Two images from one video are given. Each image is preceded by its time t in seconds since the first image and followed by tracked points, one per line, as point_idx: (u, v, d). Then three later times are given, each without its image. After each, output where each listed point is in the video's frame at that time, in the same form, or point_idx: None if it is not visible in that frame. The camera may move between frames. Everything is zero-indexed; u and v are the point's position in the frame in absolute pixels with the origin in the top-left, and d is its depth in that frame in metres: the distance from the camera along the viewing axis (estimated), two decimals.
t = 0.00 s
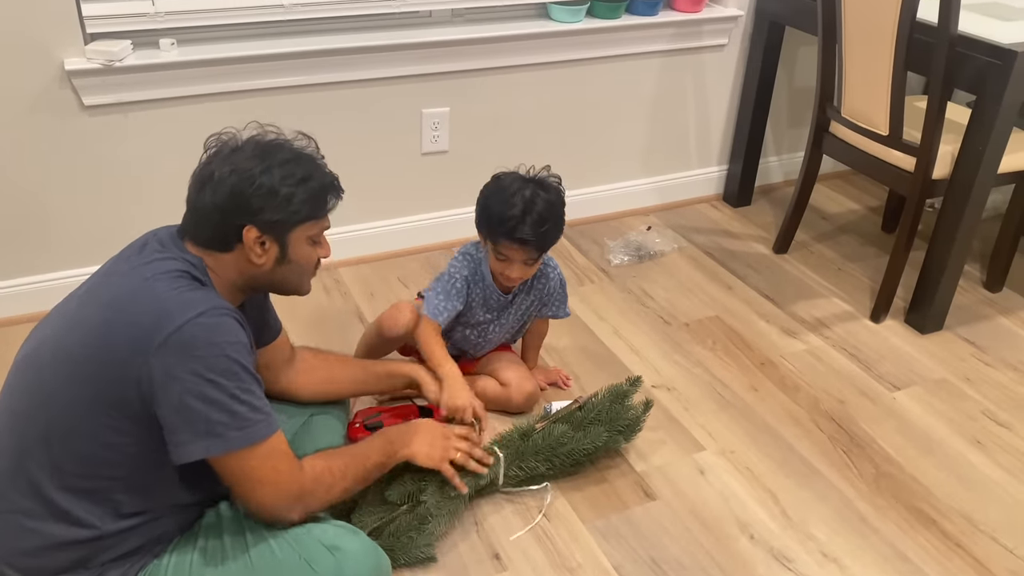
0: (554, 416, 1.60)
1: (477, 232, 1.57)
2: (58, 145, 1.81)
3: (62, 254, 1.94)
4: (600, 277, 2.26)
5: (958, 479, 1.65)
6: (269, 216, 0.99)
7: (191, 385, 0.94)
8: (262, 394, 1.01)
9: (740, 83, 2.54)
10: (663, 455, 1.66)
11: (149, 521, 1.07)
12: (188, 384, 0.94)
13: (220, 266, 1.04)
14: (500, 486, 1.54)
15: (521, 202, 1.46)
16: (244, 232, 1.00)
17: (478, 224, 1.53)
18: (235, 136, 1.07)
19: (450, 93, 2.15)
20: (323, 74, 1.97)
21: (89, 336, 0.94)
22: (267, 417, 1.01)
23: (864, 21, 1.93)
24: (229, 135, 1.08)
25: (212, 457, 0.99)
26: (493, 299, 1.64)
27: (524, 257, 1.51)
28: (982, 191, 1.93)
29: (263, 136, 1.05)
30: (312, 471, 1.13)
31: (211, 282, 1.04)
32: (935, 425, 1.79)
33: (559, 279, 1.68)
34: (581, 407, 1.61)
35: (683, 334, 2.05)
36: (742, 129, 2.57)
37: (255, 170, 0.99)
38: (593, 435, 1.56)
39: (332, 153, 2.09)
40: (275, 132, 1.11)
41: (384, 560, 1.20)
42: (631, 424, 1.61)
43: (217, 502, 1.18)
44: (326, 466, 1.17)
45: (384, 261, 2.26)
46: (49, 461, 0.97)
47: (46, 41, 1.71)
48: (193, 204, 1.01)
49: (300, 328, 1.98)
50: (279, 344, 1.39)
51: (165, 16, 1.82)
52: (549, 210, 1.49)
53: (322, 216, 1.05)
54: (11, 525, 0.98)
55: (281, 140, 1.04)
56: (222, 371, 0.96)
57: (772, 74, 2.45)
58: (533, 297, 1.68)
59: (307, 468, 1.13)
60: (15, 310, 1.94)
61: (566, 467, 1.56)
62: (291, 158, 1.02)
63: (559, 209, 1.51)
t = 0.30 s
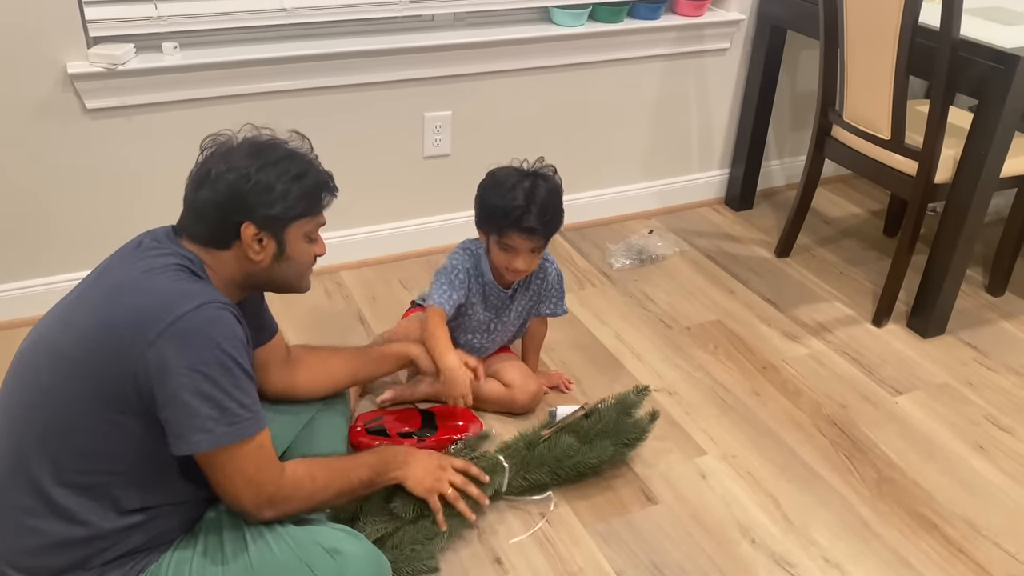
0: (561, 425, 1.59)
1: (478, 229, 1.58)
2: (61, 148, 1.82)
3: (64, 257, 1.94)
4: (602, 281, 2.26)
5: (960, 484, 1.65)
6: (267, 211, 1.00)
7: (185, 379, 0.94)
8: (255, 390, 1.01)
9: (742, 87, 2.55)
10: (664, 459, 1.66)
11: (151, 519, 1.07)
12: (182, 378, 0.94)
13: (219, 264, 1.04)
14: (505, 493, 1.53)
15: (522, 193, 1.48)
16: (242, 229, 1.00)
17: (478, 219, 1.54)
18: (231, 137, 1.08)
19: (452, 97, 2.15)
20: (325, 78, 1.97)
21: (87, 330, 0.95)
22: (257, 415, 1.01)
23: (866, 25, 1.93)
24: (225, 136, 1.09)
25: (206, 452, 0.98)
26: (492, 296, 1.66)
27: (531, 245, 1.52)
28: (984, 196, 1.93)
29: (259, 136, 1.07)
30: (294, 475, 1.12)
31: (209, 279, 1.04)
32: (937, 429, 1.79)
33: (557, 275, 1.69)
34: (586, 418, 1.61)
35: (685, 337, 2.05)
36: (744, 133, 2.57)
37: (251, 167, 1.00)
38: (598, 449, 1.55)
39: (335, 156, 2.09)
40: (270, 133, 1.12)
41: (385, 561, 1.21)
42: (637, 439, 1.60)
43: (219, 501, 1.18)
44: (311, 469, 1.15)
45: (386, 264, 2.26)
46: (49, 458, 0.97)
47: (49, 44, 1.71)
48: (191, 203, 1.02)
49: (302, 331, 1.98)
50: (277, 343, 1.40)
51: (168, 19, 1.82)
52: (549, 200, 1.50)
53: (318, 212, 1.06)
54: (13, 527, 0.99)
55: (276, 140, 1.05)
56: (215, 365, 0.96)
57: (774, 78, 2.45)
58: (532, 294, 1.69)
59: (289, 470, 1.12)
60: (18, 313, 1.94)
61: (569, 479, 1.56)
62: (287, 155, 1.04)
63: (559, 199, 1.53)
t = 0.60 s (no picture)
0: (581, 450, 1.57)
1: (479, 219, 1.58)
2: (66, 153, 1.82)
3: (69, 261, 1.95)
4: (606, 285, 2.26)
5: (966, 490, 1.64)
6: (254, 201, 0.99)
7: (183, 381, 0.94)
8: (256, 395, 1.01)
9: (746, 91, 2.54)
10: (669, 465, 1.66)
11: (151, 523, 1.07)
12: (180, 380, 0.94)
13: (208, 256, 1.04)
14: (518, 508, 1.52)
15: (519, 179, 1.49)
16: (229, 219, 1.00)
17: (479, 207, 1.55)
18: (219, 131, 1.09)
19: (457, 102, 2.16)
20: (330, 83, 1.98)
21: (87, 332, 0.95)
22: (258, 420, 1.00)
23: (871, 29, 1.93)
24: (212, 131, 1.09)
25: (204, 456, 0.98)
26: (494, 293, 1.67)
27: (527, 231, 1.52)
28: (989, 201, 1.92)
29: (246, 130, 1.07)
30: (306, 489, 1.11)
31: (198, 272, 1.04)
32: (943, 435, 1.79)
33: (561, 277, 1.69)
34: (608, 445, 1.58)
35: (689, 343, 2.05)
36: (749, 137, 2.56)
37: (237, 157, 1.00)
38: (615, 484, 1.54)
39: (339, 161, 2.09)
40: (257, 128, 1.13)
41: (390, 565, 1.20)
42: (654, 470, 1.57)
43: (224, 505, 1.18)
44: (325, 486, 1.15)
45: (390, 269, 2.26)
46: (48, 460, 0.97)
47: (55, 49, 1.72)
48: (178, 195, 1.01)
49: (306, 335, 1.98)
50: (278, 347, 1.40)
51: (174, 24, 1.82)
52: (548, 187, 1.51)
53: (304, 205, 1.06)
54: (15, 530, 0.99)
55: (263, 133, 1.06)
56: (214, 368, 0.96)
57: (778, 83, 2.45)
58: (533, 295, 1.70)
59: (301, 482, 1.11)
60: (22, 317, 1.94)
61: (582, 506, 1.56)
62: (273, 146, 1.04)
63: (558, 189, 1.53)
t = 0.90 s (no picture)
0: (591, 451, 1.52)
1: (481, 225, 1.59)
2: (70, 156, 1.82)
3: (73, 265, 1.95)
4: (610, 289, 2.26)
5: (971, 495, 1.64)
6: (252, 200, 0.99)
7: (181, 384, 0.94)
8: (256, 399, 1.00)
9: (750, 95, 2.54)
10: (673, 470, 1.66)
11: (155, 527, 1.07)
12: (178, 383, 0.94)
13: (209, 258, 1.04)
14: (516, 502, 1.54)
15: (520, 186, 1.49)
16: (229, 218, 1.00)
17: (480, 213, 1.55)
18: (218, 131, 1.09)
19: (461, 106, 2.16)
20: (335, 88, 1.98)
21: (88, 332, 0.96)
22: (259, 425, 1.00)
23: (875, 34, 1.93)
24: (213, 132, 1.09)
25: (201, 460, 0.98)
26: (500, 297, 1.67)
27: (528, 240, 1.52)
28: (994, 206, 1.92)
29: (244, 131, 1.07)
30: (308, 496, 1.09)
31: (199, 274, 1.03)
32: (948, 440, 1.78)
33: (566, 280, 1.70)
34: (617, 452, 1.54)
35: (693, 347, 2.04)
36: (753, 141, 2.56)
37: (235, 157, 1.01)
38: (616, 494, 1.52)
39: (344, 165, 2.10)
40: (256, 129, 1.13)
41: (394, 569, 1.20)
42: (657, 482, 1.55)
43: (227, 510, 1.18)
44: (325, 492, 1.12)
45: (393, 272, 2.26)
46: (50, 461, 0.97)
47: (61, 54, 1.72)
48: (178, 197, 1.01)
49: (309, 339, 1.98)
50: (286, 353, 1.39)
51: (179, 29, 1.81)
52: (549, 193, 1.51)
53: (304, 204, 1.05)
54: (19, 534, 0.99)
55: (262, 134, 1.06)
56: (213, 371, 0.96)
57: (782, 87, 2.45)
58: (539, 298, 1.70)
59: (302, 489, 1.09)
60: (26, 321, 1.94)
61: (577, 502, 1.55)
62: (270, 146, 1.04)
63: (559, 194, 1.53)
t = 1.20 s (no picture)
0: (567, 453, 1.51)
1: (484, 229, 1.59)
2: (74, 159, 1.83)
3: (76, 268, 1.95)
4: (613, 293, 2.26)
5: (975, 500, 1.64)
6: (255, 206, 1.00)
7: (172, 391, 0.94)
8: (245, 412, 0.99)
9: (754, 99, 2.54)
10: (675, 474, 1.65)
11: (153, 529, 1.07)
12: (168, 389, 0.94)
13: (211, 263, 1.04)
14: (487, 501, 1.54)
15: (524, 190, 1.49)
16: (231, 223, 1.00)
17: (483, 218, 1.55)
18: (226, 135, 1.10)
19: (464, 110, 2.16)
20: (339, 91, 1.98)
21: (87, 335, 0.96)
22: (245, 439, 0.99)
23: (879, 38, 1.93)
24: (221, 136, 1.10)
25: (185, 471, 0.97)
26: (502, 300, 1.67)
27: (531, 244, 1.52)
28: (998, 210, 1.92)
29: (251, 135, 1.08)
30: (278, 513, 1.07)
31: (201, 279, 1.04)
32: (952, 445, 1.78)
33: (567, 283, 1.70)
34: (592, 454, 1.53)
35: (696, 351, 2.04)
36: (756, 145, 2.56)
37: (240, 162, 1.01)
38: (589, 496, 1.51)
39: (348, 167, 2.10)
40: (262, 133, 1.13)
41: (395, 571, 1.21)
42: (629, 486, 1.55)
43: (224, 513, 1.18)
44: (297, 509, 1.10)
45: (396, 275, 2.26)
46: (46, 462, 0.98)
47: (66, 57, 1.73)
48: (182, 201, 1.02)
49: (312, 342, 1.98)
50: (290, 355, 1.39)
51: (184, 32, 1.82)
52: (552, 198, 1.51)
53: (308, 210, 1.05)
54: (18, 537, 1.00)
55: (268, 138, 1.06)
56: (204, 380, 0.95)
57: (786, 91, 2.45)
58: (540, 302, 1.70)
59: (271, 507, 1.07)
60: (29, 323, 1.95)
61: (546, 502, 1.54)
62: (276, 151, 1.04)
63: (562, 199, 1.53)
